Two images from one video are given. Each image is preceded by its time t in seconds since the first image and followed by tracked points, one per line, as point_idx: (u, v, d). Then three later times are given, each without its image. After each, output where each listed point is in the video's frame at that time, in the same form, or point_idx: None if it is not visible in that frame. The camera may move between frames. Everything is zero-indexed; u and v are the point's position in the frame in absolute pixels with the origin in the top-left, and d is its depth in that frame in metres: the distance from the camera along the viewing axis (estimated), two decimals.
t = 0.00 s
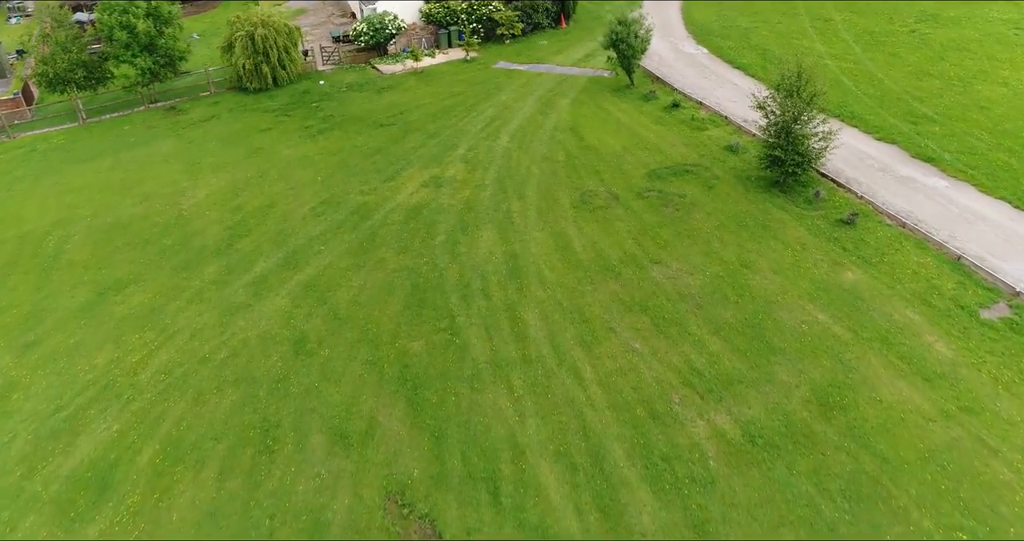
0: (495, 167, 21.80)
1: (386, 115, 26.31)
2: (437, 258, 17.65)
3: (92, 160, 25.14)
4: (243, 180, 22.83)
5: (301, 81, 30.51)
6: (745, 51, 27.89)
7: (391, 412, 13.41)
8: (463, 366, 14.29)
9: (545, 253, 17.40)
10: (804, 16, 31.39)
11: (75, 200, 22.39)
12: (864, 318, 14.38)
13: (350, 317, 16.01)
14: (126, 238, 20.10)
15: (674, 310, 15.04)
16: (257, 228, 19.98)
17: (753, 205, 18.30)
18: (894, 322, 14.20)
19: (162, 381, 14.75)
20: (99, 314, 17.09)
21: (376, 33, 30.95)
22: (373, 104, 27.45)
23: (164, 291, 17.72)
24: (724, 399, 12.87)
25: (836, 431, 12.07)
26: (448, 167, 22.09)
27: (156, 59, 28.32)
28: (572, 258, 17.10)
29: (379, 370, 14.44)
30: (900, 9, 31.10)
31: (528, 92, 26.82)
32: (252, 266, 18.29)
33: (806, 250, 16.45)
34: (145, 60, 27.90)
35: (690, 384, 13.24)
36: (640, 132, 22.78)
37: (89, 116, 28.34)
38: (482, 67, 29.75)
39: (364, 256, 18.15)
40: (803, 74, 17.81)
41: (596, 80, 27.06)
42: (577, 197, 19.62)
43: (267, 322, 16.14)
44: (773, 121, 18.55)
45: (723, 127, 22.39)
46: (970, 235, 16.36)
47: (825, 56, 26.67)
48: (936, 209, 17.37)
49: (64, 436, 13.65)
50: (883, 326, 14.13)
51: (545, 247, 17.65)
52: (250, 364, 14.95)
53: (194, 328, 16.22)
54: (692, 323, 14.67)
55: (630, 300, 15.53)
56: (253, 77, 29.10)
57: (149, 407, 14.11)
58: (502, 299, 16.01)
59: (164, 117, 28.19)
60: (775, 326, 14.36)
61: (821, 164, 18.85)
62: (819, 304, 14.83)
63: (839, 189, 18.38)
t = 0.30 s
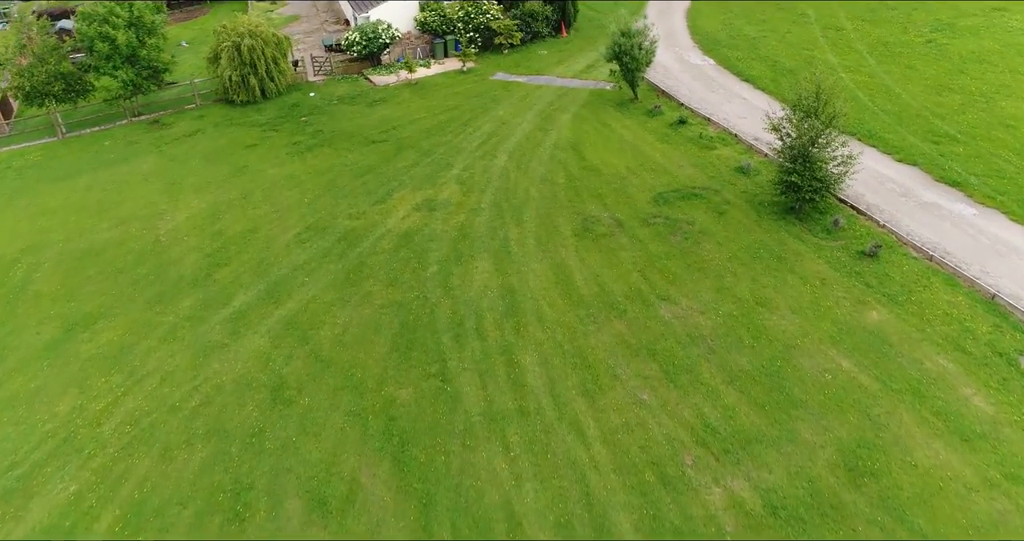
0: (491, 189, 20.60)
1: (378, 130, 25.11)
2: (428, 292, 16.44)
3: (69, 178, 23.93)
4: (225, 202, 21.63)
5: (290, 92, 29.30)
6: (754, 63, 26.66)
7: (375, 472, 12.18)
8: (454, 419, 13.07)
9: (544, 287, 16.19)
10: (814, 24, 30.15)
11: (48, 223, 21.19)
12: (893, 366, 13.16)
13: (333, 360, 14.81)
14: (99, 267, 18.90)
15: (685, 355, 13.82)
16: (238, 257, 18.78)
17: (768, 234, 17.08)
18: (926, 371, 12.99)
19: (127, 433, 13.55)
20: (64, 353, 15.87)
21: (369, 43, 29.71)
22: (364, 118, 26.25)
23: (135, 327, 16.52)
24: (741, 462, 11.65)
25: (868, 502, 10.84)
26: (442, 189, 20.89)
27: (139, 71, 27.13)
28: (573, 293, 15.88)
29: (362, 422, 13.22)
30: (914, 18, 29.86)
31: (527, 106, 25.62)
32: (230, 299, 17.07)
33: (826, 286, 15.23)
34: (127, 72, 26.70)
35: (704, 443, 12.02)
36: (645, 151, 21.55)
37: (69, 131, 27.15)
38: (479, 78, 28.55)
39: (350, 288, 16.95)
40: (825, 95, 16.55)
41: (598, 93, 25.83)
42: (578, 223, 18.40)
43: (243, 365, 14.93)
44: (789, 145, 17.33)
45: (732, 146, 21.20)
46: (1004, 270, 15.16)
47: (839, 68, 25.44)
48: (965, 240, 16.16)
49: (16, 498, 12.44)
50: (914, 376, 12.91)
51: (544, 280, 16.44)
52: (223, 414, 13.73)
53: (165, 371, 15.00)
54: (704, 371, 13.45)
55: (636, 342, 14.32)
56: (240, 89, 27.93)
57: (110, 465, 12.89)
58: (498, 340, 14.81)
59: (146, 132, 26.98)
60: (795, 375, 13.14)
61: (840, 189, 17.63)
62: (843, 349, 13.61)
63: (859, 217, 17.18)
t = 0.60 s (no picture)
0: (486, 216, 19.23)
1: (367, 150, 23.75)
2: (416, 338, 15.07)
3: (39, 201, 22.55)
4: (202, 229, 20.25)
5: (277, 107, 27.94)
6: (764, 78, 25.31)
7: None
8: (442, 491, 11.69)
9: (542, 333, 14.81)
10: (825, 35, 28.82)
11: (12, 253, 19.80)
12: (932, 432, 11.79)
13: (310, 417, 13.45)
14: (63, 304, 17.51)
15: (699, 417, 12.45)
16: (212, 293, 17.40)
17: (786, 273, 15.70)
18: (969, 438, 11.62)
19: (78, 504, 12.16)
20: (17, 406, 14.48)
21: (360, 55, 28.34)
22: (354, 136, 24.89)
23: (97, 375, 15.13)
24: None
25: None
26: (434, 217, 19.53)
27: (116, 85, 25.76)
28: (575, 340, 14.50)
29: (339, 495, 11.83)
30: (932, 29, 28.46)
31: (525, 123, 24.24)
32: (201, 343, 15.71)
33: (853, 334, 13.86)
34: (103, 87, 25.34)
35: (722, 527, 10.64)
36: (650, 175, 20.19)
37: (43, 148, 25.78)
38: (475, 92, 27.19)
39: (332, 331, 15.59)
40: (848, 122, 15.24)
41: (600, 109, 24.47)
42: (580, 257, 17.03)
43: (211, 422, 13.56)
44: (807, 175, 16.01)
45: (744, 170, 19.84)
46: None
47: (854, 83, 24.10)
48: (1004, 280, 14.81)
49: None
50: (957, 444, 11.54)
51: (542, 323, 15.07)
52: (185, 482, 12.35)
53: (125, 429, 13.62)
54: (721, 436, 12.07)
55: (644, 400, 12.94)
56: (223, 105, 26.62)
57: None
58: (491, 395, 13.45)
59: (124, 150, 25.60)
60: (823, 442, 11.77)
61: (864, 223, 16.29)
62: (874, 411, 12.25)
63: (885, 253, 15.85)
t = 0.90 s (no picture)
0: (481, 244, 18.06)
1: (358, 168, 22.59)
2: (405, 384, 13.90)
3: (11, 223, 21.39)
4: (181, 256, 19.08)
5: (265, 121, 26.79)
6: (774, 91, 24.15)
7: None
8: None
9: (541, 379, 13.63)
10: (837, 45, 27.66)
11: None
12: (974, 503, 10.62)
13: (286, 477, 12.28)
14: (28, 341, 16.32)
15: (713, 482, 11.28)
16: (188, 329, 16.22)
17: (804, 311, 14.55)
18: (1015, 510, 10.47)
19: None
20: None
21: (352, 66, 27.13)
22: (344, 153, 23.73)
23: (58, 424, 13.94)
24: None
25: None
26: (426, 244, 18.36)
27: (95, 100, 24.59)
28: (577, 388, 13.33)
29: None
30: (948, 39, 27.27)
31: (524, 139, 23.08)
32: (172, 388, 14.54)
33: (880, 385, 12.70)
34: (82, 101, 24.14)
35: None
36: (656, 198, 19.02)
37: (18, 165, 24.60)
38: (471, 106, 26.03)
39: (313, 375, 14.44)
40: (874, 149, 14.07)
41: (603, 126, 23.31)
42: (581, 291, 15.87)
43: (178, 482, 12.39)
44: (827, 206, 14.84)
45: (755, 194, 18.69)
46: None
47: (870, 98, 22.92)
48: None
49: None
50: (1001, 518, 10.39)
51: (541, 368, 13.90)
52: None
53: (84, 489, 12.44)
54: (739, 505, 10.90)
55: (653, 461, 11.77)
56: (208, 119, 25.37)
57: None
58: (485, 453, 12.27)
59: (103, 167, 24.43)
60: (852, 514, 10.60)
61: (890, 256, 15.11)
62: (908, 476, 11.08)
63: (911, 289, 14.68)
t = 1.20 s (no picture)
0: (475, 279, 16.74)
1: (346, 191, 21.29)
2: (389, 446, 12.57)
3: None
4: (153, 290, 17.76)
5: (250, 138, 25.49)
6: (787, 108, 22.83)
7: None
8: None
9: (540, 442, 12.31)
10: (851, 58, 26.35)
11: None
12: None
13: None
14: None
15: None
16: (155, 377, 14.89)
17: (828, 363, 13.22)
18: None
19: None
20: None
21: (342, 79, 25.80)
22: (331, 173, 22.41)
23: (5, 489, 12.61)
24: None
25: None
26: (415, 278, 17.05)
27: (69, 117, 23.29)
28: (579, 453, 12.01)
29: None
30: (968, 51, 25.95)
31: (522, 160, 21.77)
32: (134, 447, 13.20)
33: (918, 453, 11.37)
34: (54, 119, 22.86)
35: None
36: (664, 228, 17.71)
37: None
38: (467, 122, 24.72)
39: (288, 433, 13.11)
40: (905, 187, 12.80)
41: (606, 146, 22.01)
42: (583, 336, 14.56)
43: None
44: (852, 246, 13.53)
45: (770, 224, 17.39)
46: None
47: (889, 117, 21.60)
48: None
49: None
50: None
51: (539, 427, 12.58)
52: None
53: None
54: None
55: None
56: (189, 136, 24.10)
57: None
58: (476, 531, 10.95)
59: (78, 187, 23.08)
60: None
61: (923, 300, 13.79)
62: None
63: (946, 337, 13.38)
